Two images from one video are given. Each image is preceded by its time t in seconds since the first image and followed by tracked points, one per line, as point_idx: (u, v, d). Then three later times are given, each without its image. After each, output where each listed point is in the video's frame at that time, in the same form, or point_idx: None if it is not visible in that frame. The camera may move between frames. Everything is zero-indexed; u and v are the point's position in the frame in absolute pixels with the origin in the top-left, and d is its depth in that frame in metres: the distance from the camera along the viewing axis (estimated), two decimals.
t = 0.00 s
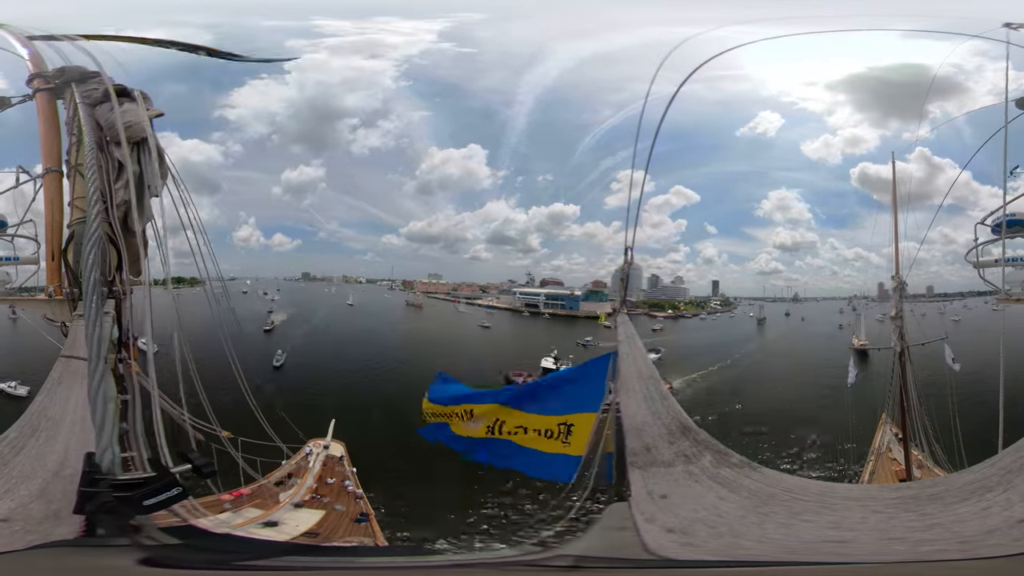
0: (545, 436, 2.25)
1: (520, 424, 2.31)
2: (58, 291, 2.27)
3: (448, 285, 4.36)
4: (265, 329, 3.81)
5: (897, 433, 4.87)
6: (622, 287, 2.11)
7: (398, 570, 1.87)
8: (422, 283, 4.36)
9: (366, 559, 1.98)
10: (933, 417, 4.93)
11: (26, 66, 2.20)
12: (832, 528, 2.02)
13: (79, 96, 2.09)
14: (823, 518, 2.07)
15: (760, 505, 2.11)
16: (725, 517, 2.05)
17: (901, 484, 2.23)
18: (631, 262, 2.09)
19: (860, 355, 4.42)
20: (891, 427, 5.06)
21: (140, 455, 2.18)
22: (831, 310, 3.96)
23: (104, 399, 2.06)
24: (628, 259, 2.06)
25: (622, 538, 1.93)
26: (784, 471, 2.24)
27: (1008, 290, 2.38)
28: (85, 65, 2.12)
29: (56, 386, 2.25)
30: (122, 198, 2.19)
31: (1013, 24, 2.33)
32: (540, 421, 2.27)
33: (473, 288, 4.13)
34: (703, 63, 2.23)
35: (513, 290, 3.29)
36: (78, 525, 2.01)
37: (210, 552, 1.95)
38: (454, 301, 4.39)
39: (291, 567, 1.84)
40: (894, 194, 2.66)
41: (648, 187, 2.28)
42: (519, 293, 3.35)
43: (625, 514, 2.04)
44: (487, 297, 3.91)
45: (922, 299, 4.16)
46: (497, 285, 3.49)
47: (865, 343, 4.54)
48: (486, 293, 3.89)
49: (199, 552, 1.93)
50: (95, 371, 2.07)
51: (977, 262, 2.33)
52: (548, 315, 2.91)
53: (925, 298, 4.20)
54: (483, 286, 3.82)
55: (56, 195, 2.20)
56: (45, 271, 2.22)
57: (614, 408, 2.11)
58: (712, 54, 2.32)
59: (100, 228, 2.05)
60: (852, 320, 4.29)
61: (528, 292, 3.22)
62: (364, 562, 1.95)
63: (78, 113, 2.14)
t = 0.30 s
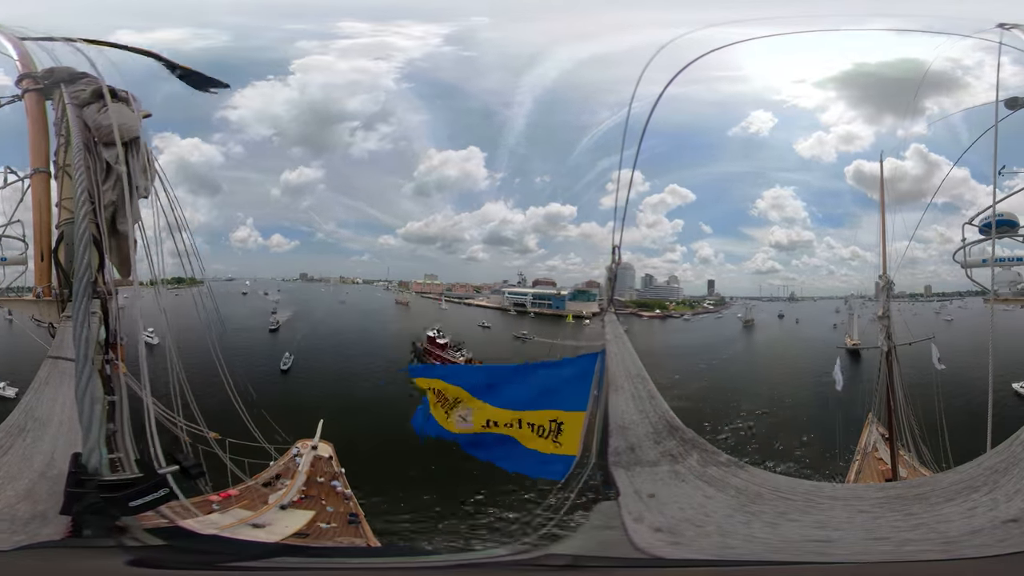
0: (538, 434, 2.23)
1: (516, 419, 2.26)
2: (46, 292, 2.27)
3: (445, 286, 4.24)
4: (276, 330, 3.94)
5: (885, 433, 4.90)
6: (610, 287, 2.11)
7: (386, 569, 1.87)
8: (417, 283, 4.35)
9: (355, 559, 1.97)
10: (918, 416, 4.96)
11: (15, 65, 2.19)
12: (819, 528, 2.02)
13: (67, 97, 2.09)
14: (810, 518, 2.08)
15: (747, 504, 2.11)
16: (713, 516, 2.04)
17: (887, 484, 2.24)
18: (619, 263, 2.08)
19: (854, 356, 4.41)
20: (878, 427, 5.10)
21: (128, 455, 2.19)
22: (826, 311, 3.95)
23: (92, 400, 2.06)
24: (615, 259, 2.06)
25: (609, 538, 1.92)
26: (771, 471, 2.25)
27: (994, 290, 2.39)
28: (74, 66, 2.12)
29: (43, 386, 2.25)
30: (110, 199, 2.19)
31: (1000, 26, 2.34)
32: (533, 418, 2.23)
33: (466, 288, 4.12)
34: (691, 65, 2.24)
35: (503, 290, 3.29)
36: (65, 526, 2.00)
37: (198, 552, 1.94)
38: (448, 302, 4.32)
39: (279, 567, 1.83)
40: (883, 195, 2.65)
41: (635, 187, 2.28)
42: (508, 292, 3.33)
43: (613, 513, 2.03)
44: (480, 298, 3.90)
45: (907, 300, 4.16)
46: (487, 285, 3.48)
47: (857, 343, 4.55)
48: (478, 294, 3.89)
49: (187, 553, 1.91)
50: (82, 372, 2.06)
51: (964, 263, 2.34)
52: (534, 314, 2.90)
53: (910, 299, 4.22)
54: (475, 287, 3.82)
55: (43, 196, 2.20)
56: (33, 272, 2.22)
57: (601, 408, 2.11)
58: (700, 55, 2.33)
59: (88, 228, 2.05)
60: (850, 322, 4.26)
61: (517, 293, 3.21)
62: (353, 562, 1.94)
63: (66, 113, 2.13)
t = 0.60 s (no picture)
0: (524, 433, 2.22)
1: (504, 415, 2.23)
2: (34, 292, 2.30)
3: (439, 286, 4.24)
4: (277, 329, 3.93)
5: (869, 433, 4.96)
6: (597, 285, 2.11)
7: (375, 570, 1.86)
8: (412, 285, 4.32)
9: (344, 560, 1.97)
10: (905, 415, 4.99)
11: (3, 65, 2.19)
12: (807, 527, 2.02)
13: (55, 96, 2.09)
14: (798, 517, 2.08)
15: (735, 504, 2.12)
16: (702, 516, 2.04)
17: (874, 483, 2.25)
18: (607, 262, 2.08)
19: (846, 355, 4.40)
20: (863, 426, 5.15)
21: (115, 456, 2.19)
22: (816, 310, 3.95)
23: (79, 400, 2.05)
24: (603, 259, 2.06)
25: (598, 538, 1.91)
26: (759, 470, 2.26)
27: (981, 290, 2.40)
28: (62, 67, 2.12)
29: (31, 386, 2.27)
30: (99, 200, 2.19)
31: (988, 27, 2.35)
32: (521, 417, 2.22)
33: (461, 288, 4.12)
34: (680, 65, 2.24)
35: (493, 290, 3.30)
36: (52, 526, 1.99)
37: (187, 553, 1.93)
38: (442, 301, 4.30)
39: (268, 568, 1.82)
40: (871, 195, 2.66)
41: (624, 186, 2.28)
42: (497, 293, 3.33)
43: (602, 513, 2.03)
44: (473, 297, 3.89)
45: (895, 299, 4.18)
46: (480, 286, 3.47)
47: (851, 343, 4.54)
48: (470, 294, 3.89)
49: (176, 555, 1.90)
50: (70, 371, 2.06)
51: (951, 263, 2.36)
52: (522, 314, 2.90)
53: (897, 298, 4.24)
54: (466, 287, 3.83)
55: (32, 196, 2.20)
56: (22, 272, 2.22)
57: (590, 408, 2.12)
58: (690, 56, 2.34)
59: (76, 228, 2.04)
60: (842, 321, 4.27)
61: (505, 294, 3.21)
62: (342, 563, 1.94)
63: (55, 113, 2.13)
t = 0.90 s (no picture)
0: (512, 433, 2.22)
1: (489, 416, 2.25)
2: (21, 291, 2.28)
3: (435, 286, 4.20)
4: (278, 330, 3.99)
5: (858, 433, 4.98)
6: (584, 285, 2.10)
7: (360, 570, 1.86)
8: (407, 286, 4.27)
9: (330, 560, 1.96)
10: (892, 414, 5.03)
11: None
12: (795, 527, 2.02)
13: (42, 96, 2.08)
14: (785, 517, 2.08)
15: (723, 504, 2.12)
16: (690, 517, 2.03)
17: (862, 484, 2.25)
18: (594, 262, 2.08)
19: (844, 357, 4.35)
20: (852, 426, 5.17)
21: (103, 456, 2.20)
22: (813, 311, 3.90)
23: (66, 399, 2.04)
24: (590, 260, 2.04)
25: (585, 539, 1.90)
26: (748, 471, 2.26)
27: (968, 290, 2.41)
28: (49, 66, 2.11)
29: (17, 386, 2.27)
30: (86, 199, 2.19)
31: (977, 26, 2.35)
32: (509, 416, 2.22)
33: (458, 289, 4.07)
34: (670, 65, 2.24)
35: (481, 291, 3.29)
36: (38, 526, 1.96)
37: (173, 553, 1.93)
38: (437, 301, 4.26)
39: (255, 567, 1.82)
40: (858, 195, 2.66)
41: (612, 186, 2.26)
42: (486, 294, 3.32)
43: (589, 514, 2.02)
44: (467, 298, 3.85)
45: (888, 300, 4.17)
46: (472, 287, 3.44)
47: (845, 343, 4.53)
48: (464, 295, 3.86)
49: (161, 555, 1.89)
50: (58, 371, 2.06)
51: (939, 263, 2.36)
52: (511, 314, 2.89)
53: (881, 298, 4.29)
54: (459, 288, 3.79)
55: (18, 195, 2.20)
56: (8, 272, 2.22)
57: (577, 409, 2.10)
58: (678, 56, 2.34)
59: (62, 228, 2.04)
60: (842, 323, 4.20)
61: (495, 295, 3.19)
62: (329, 563, 1.93)
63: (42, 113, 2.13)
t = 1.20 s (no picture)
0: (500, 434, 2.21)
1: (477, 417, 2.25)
2: (9, 291, 2.28)
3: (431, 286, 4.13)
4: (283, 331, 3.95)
5: (849, 433, 5.00)
6: (573, 286, 2.12)
7: (350, 570, 1.85)
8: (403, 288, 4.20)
9: (319, 559, 1.97)
10: (882, 414, 5.07)
11: None
12: (786, 527, 2.01)
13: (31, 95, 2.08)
14: (776, 517, 2.07)
15: (713, 504, 2.11)
16: (680, 517, 2.03)
17: (852, 483, 2.25)
18: (582, 262, 2.08)
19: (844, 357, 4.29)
20: (842, 426, 5.19)
21: (92, 456, 2.16)
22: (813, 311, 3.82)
23: (56, 399, 2.03)
24: (578, 260, 2.04)
25: (575, 539, 1.90)
26: (738, 471, 2.26)
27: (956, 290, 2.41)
28: (38, 65, 2.11)
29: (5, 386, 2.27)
30: (75, 199, 2.19)
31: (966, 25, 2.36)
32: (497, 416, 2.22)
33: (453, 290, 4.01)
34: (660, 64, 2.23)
35: (472, 291, 3.30)
36: (26, 525, 1.96)
37: (162, 553, 1.92)
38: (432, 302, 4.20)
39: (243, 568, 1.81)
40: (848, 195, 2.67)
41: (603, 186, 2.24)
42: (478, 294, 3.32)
43: (579, 514, 2.02)
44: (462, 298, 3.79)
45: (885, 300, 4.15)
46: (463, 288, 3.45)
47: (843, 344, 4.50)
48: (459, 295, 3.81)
49: (150, 556, 1.88)
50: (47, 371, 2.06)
51: (927, 262, 2.36)
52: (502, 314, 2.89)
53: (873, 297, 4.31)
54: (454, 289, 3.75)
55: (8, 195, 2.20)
56: None
57: (566, 409, 2.11)
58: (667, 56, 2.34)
59: (52, 228, 2.03)
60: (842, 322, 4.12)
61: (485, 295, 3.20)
62: (318, 563, 1.93)
63: (31, 113, 2.12)
